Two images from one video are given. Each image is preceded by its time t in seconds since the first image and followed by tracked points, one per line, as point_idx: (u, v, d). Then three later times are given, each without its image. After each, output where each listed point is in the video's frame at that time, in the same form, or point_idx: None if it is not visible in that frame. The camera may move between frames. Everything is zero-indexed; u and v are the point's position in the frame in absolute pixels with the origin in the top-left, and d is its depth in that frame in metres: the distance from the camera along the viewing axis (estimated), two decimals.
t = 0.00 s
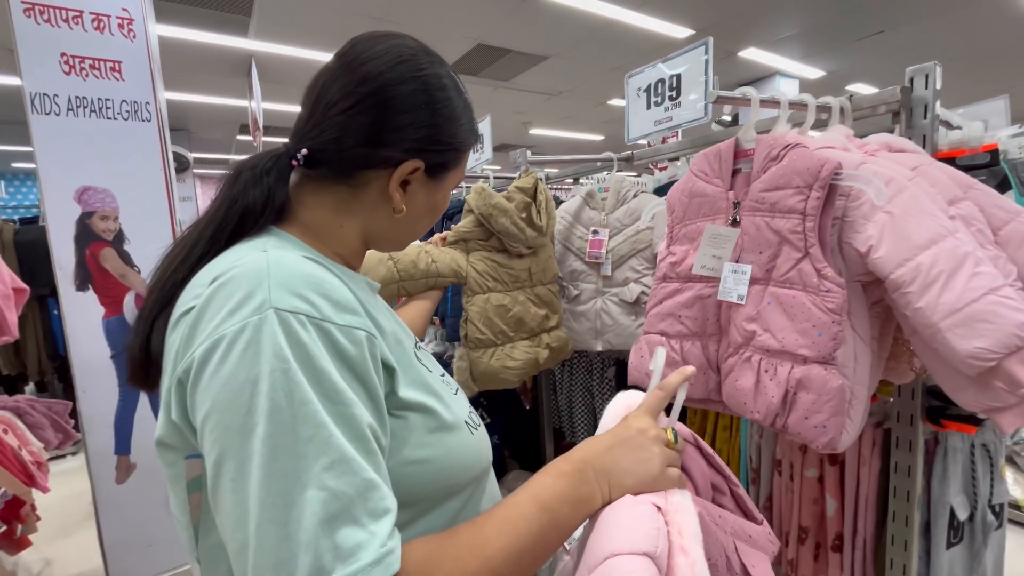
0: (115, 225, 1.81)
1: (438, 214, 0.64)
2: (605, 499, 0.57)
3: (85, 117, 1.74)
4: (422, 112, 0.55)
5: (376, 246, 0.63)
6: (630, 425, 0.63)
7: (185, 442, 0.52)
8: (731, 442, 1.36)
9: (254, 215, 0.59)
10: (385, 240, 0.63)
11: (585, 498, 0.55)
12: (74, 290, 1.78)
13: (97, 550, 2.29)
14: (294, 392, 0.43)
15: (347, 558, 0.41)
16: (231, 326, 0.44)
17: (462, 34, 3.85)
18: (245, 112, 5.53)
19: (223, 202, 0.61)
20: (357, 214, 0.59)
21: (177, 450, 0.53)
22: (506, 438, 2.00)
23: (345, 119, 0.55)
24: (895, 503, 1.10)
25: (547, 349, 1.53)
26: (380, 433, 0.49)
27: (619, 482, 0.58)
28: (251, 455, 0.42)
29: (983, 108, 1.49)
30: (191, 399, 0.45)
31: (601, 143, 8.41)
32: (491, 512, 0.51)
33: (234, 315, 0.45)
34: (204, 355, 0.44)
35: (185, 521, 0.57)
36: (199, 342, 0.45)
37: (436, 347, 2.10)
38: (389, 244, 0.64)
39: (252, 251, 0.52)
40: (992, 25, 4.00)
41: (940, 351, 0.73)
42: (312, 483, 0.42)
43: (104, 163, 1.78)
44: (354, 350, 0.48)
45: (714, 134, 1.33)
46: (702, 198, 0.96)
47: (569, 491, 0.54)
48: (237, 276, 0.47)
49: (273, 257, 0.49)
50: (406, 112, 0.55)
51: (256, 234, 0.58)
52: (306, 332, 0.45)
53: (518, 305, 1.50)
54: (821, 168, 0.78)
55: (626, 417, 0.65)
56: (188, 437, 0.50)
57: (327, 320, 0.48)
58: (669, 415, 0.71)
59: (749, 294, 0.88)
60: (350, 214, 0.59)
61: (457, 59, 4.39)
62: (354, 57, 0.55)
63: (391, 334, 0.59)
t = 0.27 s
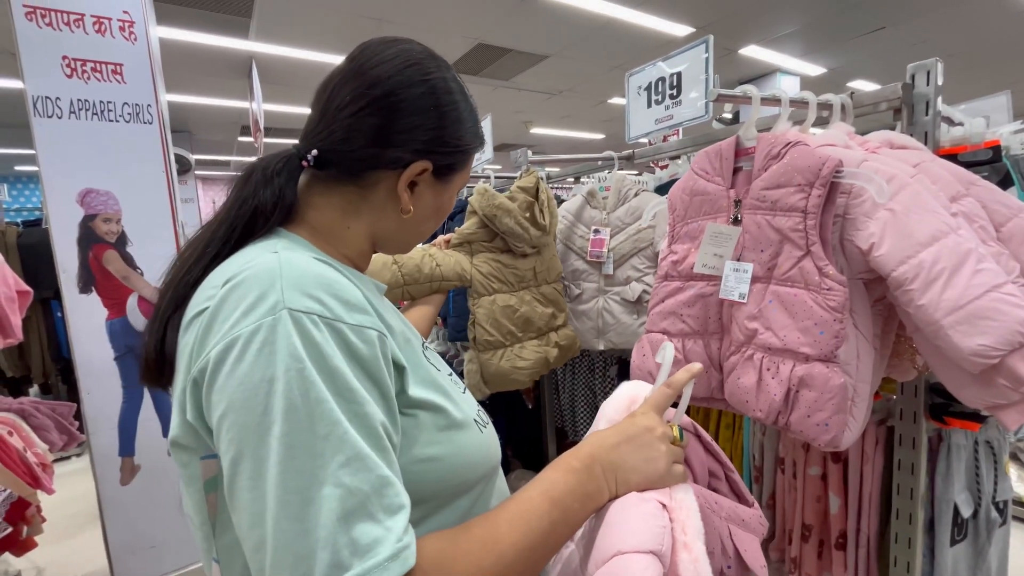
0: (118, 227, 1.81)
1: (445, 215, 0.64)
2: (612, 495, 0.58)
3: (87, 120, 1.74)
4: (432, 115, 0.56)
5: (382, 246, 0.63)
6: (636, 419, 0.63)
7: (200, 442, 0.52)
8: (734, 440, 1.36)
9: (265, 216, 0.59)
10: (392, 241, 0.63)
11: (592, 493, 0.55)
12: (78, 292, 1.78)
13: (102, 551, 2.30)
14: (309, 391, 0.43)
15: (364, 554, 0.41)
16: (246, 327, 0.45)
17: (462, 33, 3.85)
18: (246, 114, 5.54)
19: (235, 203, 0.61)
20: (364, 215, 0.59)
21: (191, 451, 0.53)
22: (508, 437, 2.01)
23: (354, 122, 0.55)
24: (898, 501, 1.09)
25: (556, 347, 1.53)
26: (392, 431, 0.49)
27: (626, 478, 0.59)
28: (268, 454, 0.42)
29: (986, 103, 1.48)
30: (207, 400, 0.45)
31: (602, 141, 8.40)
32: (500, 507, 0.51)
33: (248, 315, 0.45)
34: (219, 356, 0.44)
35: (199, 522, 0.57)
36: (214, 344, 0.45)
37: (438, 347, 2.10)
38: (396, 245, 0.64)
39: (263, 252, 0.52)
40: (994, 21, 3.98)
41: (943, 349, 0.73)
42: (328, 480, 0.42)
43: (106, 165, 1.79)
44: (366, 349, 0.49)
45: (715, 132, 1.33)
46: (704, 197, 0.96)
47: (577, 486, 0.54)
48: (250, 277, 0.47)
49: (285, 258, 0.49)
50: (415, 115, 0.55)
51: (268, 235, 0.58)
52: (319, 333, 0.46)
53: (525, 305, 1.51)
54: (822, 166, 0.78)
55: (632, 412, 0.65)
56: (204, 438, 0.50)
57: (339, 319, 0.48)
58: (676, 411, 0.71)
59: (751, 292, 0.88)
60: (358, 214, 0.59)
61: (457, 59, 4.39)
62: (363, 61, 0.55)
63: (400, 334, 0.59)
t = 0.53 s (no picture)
0: (122, 232, 1.82)
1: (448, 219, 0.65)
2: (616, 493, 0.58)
3: (91, 125, 1.75)
4: (435, 120, 0.56)
5: (387, 251, 0.64)
6: (636, 417, 0.63)
7: (211, 448, 0.52)
8: (736, 441, 1.36)
9: (273, 224, 0.60)
10: (396, 246, 0.64)
11: (597, 492, 0.56)
12: (82, 296, 1.79)
13: (105, 554, 2.31)
14: (321, 396, 0.43)
15: (377, 557, 0.42)
16: (256, 334, 0.45)
17: (463, 37, 3.87)
18: (247, 118, 5.56)
19: (242, 211, 0.62)
20: (370, 221, 0.60)
21: (201, 458, 0.53)
22: (510, 439, 2.02)
23: (360, 128, 0.55)
24: (901, 502, 1.09)
25: (555, 351, 1.54)
26: (401, 435, 0.50)
27: (630, 477, 0.59)
28: (281, 460, 0.42)
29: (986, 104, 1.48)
30: (218, 406, 0.46)
31: (603, 144, 8.41)
32: (507, 507, 0.51)
33: (258, 322, 0.46)
34: (230, 363, 0.45)
35: (209, 529, 0.57)
36: (224, 351, 0.46)
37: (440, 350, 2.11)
38: (401, 249, 0.65)
39: (271, 259, 0.53)
40: (994, 21, 3.98)
41: (944, 351, 0.73)
42: (340, 485, 0.43)
43: (110, 170, 1.80)
44: (375, 354, 0.49)
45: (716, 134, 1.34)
46: (705, 200, 0.97)
47: (582, 486, 0.54)
48: (259, 283, 0.48)
49: (293, 264, 0.50)
50: (419, 121, 0.56)
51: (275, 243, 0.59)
52: (329, 339, 0.46)
53: (525, 309, 1.51)
54: (822, 169, 0.79)
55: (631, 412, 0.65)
56: (215, 444, 0.51)
57: (348, 325, 0.48)
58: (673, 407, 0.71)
59: (752, 294, 0.88)
60: (364, 221, 0.60)
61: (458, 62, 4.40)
62: (365, 68, 0.55)
63: (406, 339, 0.59)
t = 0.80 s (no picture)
0: (127, 233, 1.84)
1: (448, 218, 0.65)
2: (618, 499, 0.59)
3: (96, 127, 1.76)
4: (434, 117, 0.57)
5: (388, 251, 0.65)
6: (642, 423, 0.64)
7: (212, 448, 0.53)
8: (738, 442, 1.37)
9: (276, 223, 0.61)
10: (398, 245, 0.64)
11: (598, 498, 0.56)
12: (87, 296, 1.80)
13: (109, 553, 2.32)
14: (319, 400, 0.44)
15: (373, 560, 0.43)
16: (256, 336, 0.46)
17: (465, 38, 3.88)
18: (249, 119, 5.58)
19: (245, 209, 0.62)
20: (371, 220, 0.61)
21: (204, 457, 0.54)
22: (512, 439, 2.03)
23: (359, 127, 0.56)
24: (902, 501, 1.10)
25: (557, 351, 1.54)
26: (400, 437, 0.50)
27: (630, 483, 0.59)
28: (279, 463, 0.43)
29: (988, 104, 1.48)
30: (218, 407, 0.47)
31: (604, 144, 8.42)
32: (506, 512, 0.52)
33: (258, 324, 0.46)
34: (230, 365, 0.45)
35: (214, 528, 0.57)
36: (225, 352, 0.47)
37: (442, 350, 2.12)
38: (402, 249, 0.65)
39: (273, 261, 0.53)
40: (996, 21, 3.98)
41: (944, 350, 0.74)
42: (337, 488, 0.43)
43: (115, 171, 1.81)
44: (374, 357, 0.50)
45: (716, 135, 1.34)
46: (705, 200, 0.97)
47: (582, 490, 0.55)
48: (260, 285, 0.49)
49: (294, 266, 0.51)
50: (419, 118, 0.56)
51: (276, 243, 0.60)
52: (329, 342, 0.47)
53: (527, 309, 1.52)
54: (822, 169, 0.79)
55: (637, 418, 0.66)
56: (216, 445, 0.52)
57: (348, 329, 0.49)
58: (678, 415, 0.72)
59: (753, 294, 0.89)
60: (363, 219, 0.61)
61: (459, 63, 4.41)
62: (365, 67, 0.56)
63: (407, 340, 0.60)
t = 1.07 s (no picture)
0: (133, 232, 1.85)
1: (437, 213, 0.61)
2: (644, 505, 0.58)
3: (103, 128, 1.78)
4: (421, 106, 0.56)
5: (374, 245, 0.62)
6: (682, 431, 0.63)
7: (215, 442, 0.54)
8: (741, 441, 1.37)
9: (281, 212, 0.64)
10: (381, 238, 0.61)
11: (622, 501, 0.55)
12: (93, 296, 1.82)
13: (116, 551, 2.33)
14: (319, 391, 0.45)
15: (376, 549, 0.43)
16: (257, 330, 0.47)
17: (468, 38, 3.89)
18: (254, 119, 5.60)
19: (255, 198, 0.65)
20: (349, 203, 0.61)
21: (207, 452, 0.55)
22: (516, 438, 2.03)
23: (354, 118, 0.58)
24: (906, 501, 1.10)
25: (572, 350, 1.55)
26: (402, 429, 0.51)
27: (659, 489, 0.59)
28: (280, 454, 0.44)
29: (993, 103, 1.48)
30: (221, 401, 0.47)
31: (607, 144, 8.41)
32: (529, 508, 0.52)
33: (259, 319, 0.47)
34: (232, 359, 0.46)
35: (218, 524, 0.58)
36: (227, 346, 0.47)
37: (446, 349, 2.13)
38: (387, 244, 0.62)
39: (275, 258, 0.54)
40: (1002, 19, 3.95)
41: (947, 348, 0.74)
42: (339, 478, 0.44)
43: (121, 171, 1.82)
44: (374, 350, 0.50)
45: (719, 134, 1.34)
46: (708, 200, 0.98)
47: (607, 491, 0.54)
48: (261, 281, 0.49)
49: (295, 262, 0.51)
50: (404, 106, 0.56)
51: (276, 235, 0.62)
52: (328, 336, 0.47)
53: (543, 313, 1.52)
54: (825, 169, 0.80)
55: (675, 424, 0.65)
56: (220, 439, 0.52)
57: (347, 322, 0.49)
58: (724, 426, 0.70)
59: (756, 293, 0.89)
60: (345, 207, 0.61)
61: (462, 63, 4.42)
62: (366, 65, 0.59)
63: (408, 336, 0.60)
